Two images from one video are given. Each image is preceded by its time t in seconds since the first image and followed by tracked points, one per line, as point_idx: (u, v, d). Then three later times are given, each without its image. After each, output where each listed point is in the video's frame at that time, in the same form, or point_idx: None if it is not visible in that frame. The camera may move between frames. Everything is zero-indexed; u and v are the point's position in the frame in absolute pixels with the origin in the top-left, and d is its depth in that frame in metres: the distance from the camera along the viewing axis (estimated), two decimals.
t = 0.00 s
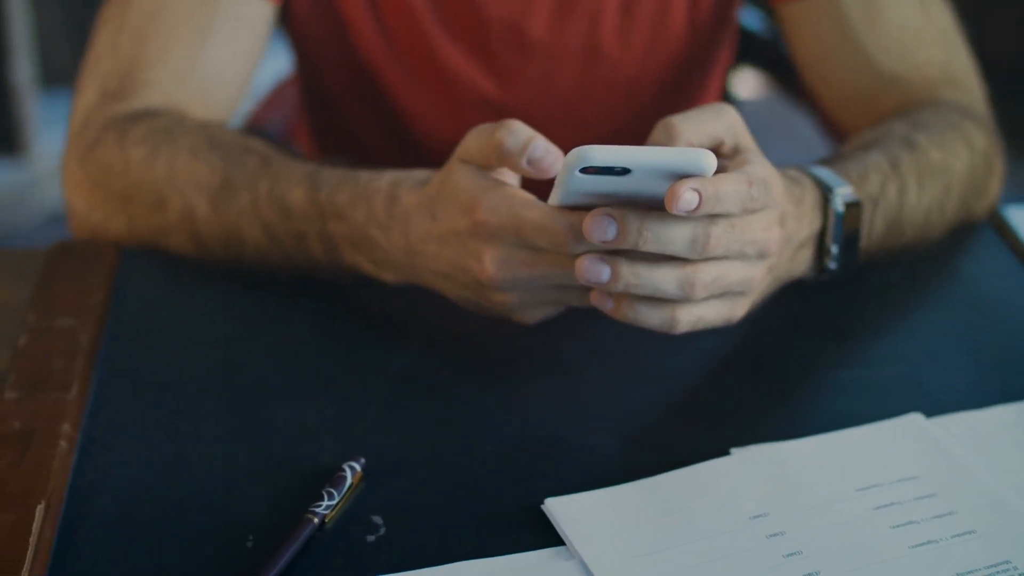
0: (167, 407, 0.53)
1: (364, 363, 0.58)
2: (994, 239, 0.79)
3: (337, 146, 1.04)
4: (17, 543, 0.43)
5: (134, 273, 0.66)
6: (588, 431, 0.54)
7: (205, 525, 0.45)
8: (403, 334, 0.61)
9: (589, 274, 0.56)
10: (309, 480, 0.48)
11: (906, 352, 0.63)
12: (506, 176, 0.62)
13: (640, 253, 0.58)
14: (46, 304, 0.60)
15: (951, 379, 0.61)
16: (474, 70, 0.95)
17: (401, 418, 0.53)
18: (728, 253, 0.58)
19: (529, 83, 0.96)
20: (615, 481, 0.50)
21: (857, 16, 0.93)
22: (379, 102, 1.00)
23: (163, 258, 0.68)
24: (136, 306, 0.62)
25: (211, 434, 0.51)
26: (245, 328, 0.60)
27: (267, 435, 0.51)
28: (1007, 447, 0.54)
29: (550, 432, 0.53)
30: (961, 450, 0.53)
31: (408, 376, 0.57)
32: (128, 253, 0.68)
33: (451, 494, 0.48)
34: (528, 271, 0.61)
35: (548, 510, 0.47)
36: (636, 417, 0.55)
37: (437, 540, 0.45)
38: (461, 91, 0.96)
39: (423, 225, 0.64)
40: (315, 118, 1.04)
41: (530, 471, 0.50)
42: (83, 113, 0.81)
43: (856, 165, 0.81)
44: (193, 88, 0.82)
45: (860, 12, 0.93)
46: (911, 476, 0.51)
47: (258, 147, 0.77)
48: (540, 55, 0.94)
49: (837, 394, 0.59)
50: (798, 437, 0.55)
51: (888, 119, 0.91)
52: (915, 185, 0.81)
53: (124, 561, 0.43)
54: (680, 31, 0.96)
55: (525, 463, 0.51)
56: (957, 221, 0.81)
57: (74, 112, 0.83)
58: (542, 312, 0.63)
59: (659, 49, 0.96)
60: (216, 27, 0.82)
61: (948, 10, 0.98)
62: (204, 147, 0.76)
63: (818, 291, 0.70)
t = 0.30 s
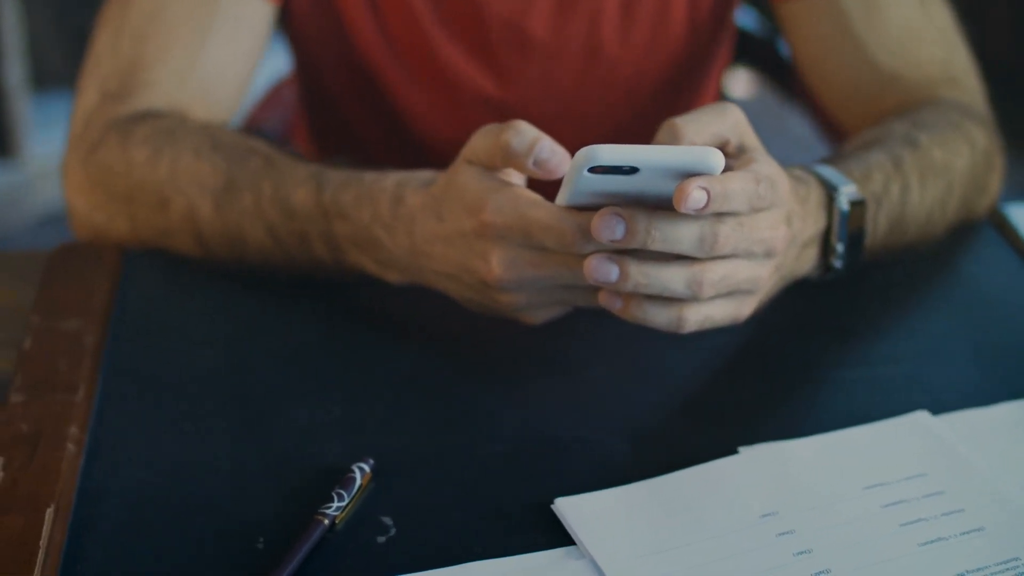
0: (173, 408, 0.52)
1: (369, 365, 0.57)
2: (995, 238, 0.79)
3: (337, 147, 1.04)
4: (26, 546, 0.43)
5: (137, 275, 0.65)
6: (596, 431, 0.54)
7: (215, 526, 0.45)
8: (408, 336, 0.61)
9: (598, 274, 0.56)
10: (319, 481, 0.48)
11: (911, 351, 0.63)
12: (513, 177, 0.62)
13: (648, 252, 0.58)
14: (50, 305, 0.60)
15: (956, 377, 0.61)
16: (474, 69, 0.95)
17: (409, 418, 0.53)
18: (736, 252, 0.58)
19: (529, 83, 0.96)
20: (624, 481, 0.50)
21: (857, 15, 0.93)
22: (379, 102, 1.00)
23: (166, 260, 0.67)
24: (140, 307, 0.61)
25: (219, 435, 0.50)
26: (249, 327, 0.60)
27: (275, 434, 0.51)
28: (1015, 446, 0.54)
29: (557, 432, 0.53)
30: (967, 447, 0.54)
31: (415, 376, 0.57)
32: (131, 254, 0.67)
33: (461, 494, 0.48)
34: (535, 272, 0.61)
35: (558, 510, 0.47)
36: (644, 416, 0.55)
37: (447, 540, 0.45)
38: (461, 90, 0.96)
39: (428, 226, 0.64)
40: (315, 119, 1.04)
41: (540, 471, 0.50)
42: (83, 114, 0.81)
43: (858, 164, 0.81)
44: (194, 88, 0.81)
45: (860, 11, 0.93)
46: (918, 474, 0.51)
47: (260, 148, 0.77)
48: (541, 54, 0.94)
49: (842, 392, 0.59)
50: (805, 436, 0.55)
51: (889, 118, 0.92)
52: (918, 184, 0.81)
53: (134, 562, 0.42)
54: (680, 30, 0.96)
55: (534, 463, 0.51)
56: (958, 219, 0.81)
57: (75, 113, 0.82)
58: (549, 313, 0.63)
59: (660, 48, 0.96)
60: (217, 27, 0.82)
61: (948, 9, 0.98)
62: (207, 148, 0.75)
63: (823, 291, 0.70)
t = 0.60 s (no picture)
0: (179, 409, 0.52)
1: (374, 365, 0.57)
2: (995, 235, 0.79)
3: (337, 147, 1.04)
4: (34, 548, 0.42)
5: (140, 275, 0.65)
6: (602, 430, 0.54)
7: (222, 527, 0.44)
8: (412, 336, 0.61)
9: (608, 274, 0.55)
10: (325, 482, 0.47)
11: (915, 348, 0.63)
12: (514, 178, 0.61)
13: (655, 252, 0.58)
14: (54, 305, 0.60)
15: (960, 375, 0.61)
16: (473, 69, 0.95)
17: (414, 418, 0.53)
18: (744, 249, 0.58)
19: (529, 82, 0.95)
20: (631, 480, 0.50)
21: (857, 15, 0.93)
22: (379, 102, 1.00)
23: (168, 261, 0.67)
24: (143, 308, 0.61)
25: (225, 435, 0.50)
26: (253, 328, 0.60)
27: (280, 435, 0.51)
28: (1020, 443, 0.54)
29: (563, 431, 0.53)
30: (972, 445, 0.54)
31: (420, 376, 0.57)
32: (133, 254, 0.67)
33: (469, 493, 0.48)
34: (541, 274, 0.60)
35: (566, 509, 0.47)
36: (650, 415, 0.55)
37: (455, 539, 0.45)
38: (461, 90, 0.96)
39: (431, 226, 0.64)
40: (314, 118, 1.04)
41: (547, 470, 0.50)
42: (84, 115, 0.81)
43: (858, 164, 0.81)
44: (195, 89, 0.81)
45: (860, 9, 0.93)
46: (923, 472, 0.51)
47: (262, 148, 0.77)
48: (540, 54, 0.94)
49: (846, 390, 0.59)
50: (810, 434, 0.55)
51: (889, 117, 0.92)
52: (918, 182, 0.81)
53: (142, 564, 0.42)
54: (679, 29, 0.96)
55: (541, 462, 0.51)
56: (959, 217, 0.81)
57: (75, 115, 0.82)
58: (552, 315, 0.63)
59: (660, 49, 0.96)
60: (217, 27, 0.81)
61: (946, 7, 0.98)
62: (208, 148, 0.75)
63: (826, 289, 0.70)
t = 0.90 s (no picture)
0: (183, 413, 0.52)
1: (378, 366, 0.57)
2: (993, 234, 0.80)
3: (337, 149, 1.04)
4: (44, 552, 0.42)
5: (143, 276, 0.65)
6: (607, 430, 0.53)
7: (231, 529, 0.44)
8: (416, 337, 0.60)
9: (651, 282, 0.52)
10: (332, 483, 0.47)
11: (917, 346, 0.63)
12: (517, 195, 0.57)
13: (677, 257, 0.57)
14: (59, 307, 0.60)
15: (962, 372, 0.61)
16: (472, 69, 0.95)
17: (419, 419, 0.53)
18: (763, 237, 0.58)
19: (527, 82, 0.95)
20: (638, 480, 0.50)
21: (853, 14, 0.93)
22: (377, 104, 1.00)
23: (170, 265, 0.67)
24: (145, 311, 0.61)
25: (230, 436, 0.50)
26: (257, 330, 0.60)
27: (286, 436, 0.50)
28: None
29: (568, 431, 0.53)
30: (976, 442, 0.54)
31: (424, 378, 0.56)
32: (135, 258, 0.67)
33: (476, 493, 0.48)
34: (553, 296, 0.57)
35: (574, 509, 0.47)
36: (654, 414, 0.55)
37: (463, 541, 0.45)
38: (461, 91, 0.96)
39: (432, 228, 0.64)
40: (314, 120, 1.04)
41: (556, 471, 0.50)
42: (83, 119, 0.80)
43: (854, 161, 0.79)
44: (193, 91, 0.81)
45: (858, 9, 0.93)
46: (929, 469, 0.51)
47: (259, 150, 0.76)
48: (538, 54, 0.94)
49: (849, 389, 0.59)
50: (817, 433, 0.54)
51: (886, 116, 0.92)
52: (915, 179, 0.80)
53: (151, 568, 0.42)
54: (677, 29, 0.96)
55: (547, 462, 0.50)
56: (957, 215, 0.82)
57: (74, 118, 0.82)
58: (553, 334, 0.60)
59: (658, 45, 0.96)
60: (215, 29, 0.81)
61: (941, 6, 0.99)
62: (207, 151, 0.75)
63: (830, 289, 0.70)
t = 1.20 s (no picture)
0: (186, 413, 0.52)
1: (381, 365, 0.57)
2: (993, 231, 0.80)
3: (336, 150, 1.04)
4: (48, 556, 0.42)
5: (143, 279, 0.64)
6: (611, 429, 0.53)
7: (236, 530, 0.44)
8: (419, 336, 0.60)
9: (668, 272, 0.52)
10: (337, 483, 0.47)
11: (918, 343, 0.63)
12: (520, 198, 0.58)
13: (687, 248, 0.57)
14: (59, 309, 0.59)
15: (963, 368, 0.61)
16: (470, 69, 0.95)
17: (422, 418, 0.53)
18: (770, 224, 0.59)
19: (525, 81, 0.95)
20: (643, 478, 0.50)
21: (851, 13, 0.93)
22: (376, 104, 0.99)
23: (170, 265, 0.67)
24: (146, 312, 0.60)
25: (234, 437, 0.50)
26: (259, 330, 0.59)
27: (290, 436, 0.50)
28: None
29: (571, 430, 0.53)
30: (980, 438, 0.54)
31: (427, 377, 0.56)
32: (136, 258, 0.67)
33: (482, 492, 0.48)
34: (563, 298, 0.58)
35: (580, 508, 0.47)
36: (658, 412, 0.55)
37: (469, 540, 0.45)
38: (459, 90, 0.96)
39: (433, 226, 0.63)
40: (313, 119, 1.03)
41: (559, 470, 0.50)
42: (82, 120, 0.80)
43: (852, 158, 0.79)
44: (192, 91, 0.80)
45: (855, 8, 0.93)
46: (933, 466, 0.51)
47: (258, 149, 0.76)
48: (537, 53, 0.94)
49: (852, 386, 0.59)
50: (821, 430, 0.55)
51: (884, 114, 0.92)
52: (914, 175, 0.80)
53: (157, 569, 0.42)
54: (676, 28, 0.96)
55: (551, 461, 0.50)
56: (955, 212, 0.82)
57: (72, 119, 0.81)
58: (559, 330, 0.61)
59: (657, 44, 0.96)
60: (214, 29, 0.81)
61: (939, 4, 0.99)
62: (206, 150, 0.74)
63: (832, 284, 0.70)
